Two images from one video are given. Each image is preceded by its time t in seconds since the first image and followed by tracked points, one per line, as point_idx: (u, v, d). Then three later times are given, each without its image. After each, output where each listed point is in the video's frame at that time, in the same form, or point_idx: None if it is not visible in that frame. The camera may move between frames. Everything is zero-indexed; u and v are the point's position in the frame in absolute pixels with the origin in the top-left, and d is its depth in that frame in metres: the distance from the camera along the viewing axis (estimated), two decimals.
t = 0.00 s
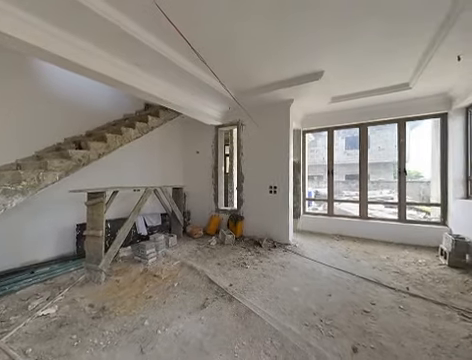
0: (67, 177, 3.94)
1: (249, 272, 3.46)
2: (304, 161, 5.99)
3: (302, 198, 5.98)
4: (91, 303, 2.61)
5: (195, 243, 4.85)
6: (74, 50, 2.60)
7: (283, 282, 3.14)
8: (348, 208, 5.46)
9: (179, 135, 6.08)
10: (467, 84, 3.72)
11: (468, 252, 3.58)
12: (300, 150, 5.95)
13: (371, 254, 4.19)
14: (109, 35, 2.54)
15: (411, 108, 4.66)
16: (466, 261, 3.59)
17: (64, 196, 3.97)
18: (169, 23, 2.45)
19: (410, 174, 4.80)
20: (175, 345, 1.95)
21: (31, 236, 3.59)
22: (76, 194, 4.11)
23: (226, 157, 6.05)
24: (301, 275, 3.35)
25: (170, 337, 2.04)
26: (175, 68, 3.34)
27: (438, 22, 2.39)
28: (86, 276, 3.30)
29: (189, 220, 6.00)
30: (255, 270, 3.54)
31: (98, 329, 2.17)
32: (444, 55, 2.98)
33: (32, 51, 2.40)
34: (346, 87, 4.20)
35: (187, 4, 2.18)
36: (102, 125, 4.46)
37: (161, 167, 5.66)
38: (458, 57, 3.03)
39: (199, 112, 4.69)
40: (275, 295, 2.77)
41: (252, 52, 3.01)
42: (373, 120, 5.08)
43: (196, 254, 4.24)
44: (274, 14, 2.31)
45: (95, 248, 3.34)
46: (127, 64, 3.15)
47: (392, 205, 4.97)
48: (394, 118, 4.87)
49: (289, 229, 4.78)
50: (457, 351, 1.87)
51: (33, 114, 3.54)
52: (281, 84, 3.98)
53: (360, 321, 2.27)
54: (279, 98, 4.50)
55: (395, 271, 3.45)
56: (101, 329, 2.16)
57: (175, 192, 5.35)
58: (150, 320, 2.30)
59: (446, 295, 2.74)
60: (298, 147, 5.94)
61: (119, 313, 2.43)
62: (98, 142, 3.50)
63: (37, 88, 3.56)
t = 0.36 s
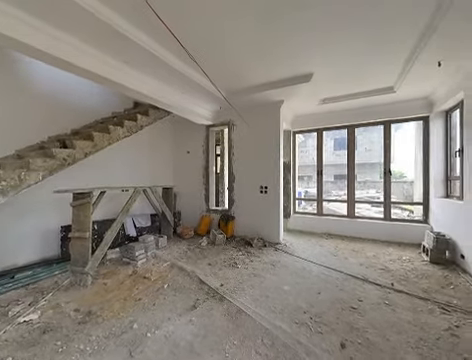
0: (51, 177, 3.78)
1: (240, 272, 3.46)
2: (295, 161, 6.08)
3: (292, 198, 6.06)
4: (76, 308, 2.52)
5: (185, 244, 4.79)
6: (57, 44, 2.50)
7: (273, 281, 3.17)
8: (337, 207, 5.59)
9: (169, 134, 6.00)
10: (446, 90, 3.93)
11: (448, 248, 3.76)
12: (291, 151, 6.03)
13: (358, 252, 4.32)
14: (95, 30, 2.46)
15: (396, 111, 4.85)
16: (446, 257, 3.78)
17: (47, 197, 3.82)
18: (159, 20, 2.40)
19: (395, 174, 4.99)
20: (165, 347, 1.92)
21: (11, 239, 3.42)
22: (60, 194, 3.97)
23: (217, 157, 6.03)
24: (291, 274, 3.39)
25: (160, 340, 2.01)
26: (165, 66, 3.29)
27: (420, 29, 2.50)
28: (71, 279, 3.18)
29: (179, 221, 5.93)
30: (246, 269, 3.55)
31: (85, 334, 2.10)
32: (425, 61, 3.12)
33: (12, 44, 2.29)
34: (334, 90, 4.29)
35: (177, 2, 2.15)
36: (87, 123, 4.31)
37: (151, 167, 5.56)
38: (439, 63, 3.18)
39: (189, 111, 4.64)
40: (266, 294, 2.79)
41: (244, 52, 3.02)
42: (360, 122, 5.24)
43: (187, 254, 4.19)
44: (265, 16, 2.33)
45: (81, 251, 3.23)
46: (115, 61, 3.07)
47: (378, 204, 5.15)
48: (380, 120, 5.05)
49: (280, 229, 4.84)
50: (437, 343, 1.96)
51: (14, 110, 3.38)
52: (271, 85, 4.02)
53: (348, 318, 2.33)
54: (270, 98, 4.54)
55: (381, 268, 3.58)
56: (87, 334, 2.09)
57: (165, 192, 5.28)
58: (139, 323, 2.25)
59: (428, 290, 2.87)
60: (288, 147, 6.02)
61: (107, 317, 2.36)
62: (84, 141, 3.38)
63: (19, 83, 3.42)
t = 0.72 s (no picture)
0: (33, 176, 3.61)
1: (231, 272, 3.46)
2: (285, 161, 6.15)
3: (283, 198, 6.13)
4: (61, 313, 2.42)
5: (176, 245, 4.73)
6: (40, 38, 2.39)
7: (264, 280, 3.19)
8: (326, 207, 5.72)
9: (159, 133, 5.91)
10: (427, 94, 4.11)
11: (430, 245, 3.94)
12: (281, 151, 6.10)
13: (346, 250, 4.43)
14: (81, 25, 2.37)
15: (381, 114, 5.03)
16: (428, 253, 3.96)
17: (29, 197, 3.65)
18: (148, 17, 2.36)
19: (381, 174, 5.18)
20: (155, 350, 1.89)
21: None
22: (44, 195, 3.81)
23: (207, 157, 6.00)
24: (281, 273, 3.43)
25: (149, 343, 1.97)
26: (155, 64, 3.23)
27: (403, 35, 2.61)
28: (55, 283, 3.05)
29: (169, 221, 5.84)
30: (237, 269, 3.56)
31: (70, 339, 2.02)
32: (409, 66, 3.26)
33: None
34: (323, 91, 4.39)
35: None
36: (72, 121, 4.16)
37: (140, 167, 5.45)
38: (421, 68, 3.33)
39: (180, 110, 4.58)
40: (257, 294, 2.81)
41: (235, 52, 3.02)
42: (348, 123, 5.38)
43: (177, 255, 4.14)
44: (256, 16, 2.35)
45: (65, 253, 3.11)
46: (102, 58, 2.99)
47: (365, 203, 5.31)
48: (366, 122, 5.21)
49: (270, 229, 4.88)
50: (420, 335, 2.06)
51: None
52: (262, 86, 4.05)
53: (337, 314, 2.39)
54: (261, 99, 4.57)
55: (367, 265, 3.69)
56: (73, 340, 2.01)
57: (154, 192, 5.19)
58: (127, 327, 2.19)
59: (411, 286, 3.00)
60: (279, 148, 6.09)
61: (93, 321, 2.29)
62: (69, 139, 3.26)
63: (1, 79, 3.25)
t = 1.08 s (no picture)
0: (14, 176, 3.45)
1: (222, 272, 3.46)
2: (276, 161, 6.21)
3: (273, 198, 6.19)
4: (45, 318, 2.32)
5: (166, 246, 4.66)
6: (21, 31, 2.28)
7: (255, 279, 3.21)
8: (315, 206, 5.83)
9: (149, 132, 5.80)
10: (410, 98, 4.29)
11: (413, 242, 4.11)
12: (272, 151, 6.15)
13: (335, 248, 4.54)
14: (66, 19, 2.29)
15: (368, 116, 5.19)
16: (411, 250, 4.13)
17: (10, 198, 3.48)
18: (137, 14, 2.30)
19: (367, 175, 5.35)
20: (144, 354, 1.85)
21: None
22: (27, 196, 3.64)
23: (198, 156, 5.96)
24: (272, 272, 3.46)
25: (139, 346, 1.93)
26: (144, 62, 3.16)
27: (389, 40, 2.70)
28: (38, 288, 2.92)
29: (159, 222, 5.75)
30: (228, 269, 3.56)
31: (54, 346, 1.94)
32: (394, 70, 3.39)
33: None
34: (313, 93, 4.47)
35: None
36: (57, 118, 4.00)
37: (128, 167, 5.32)
38: (405, 73, 3.47)
39: (170, 109, 4.52)
40: (248, 293, 2.82)
41: (226, 52, 3.02)
42: (336, 125, 5.52)
43: (167, 256, 4.08)
44: (247, 17, 2.35)
45: (49, 256, 2.99)
46: (89, 54, 2.89)
47: (352, 202, 5.47)
48: (354, 124, 5.37)
49: (261, 228, 4.91)
50: (404, 329, 2.14)
51: None
52: (253, 87, 4.07)
53: (326, 311, 2.44)
54: (252, 99, 4.59)
55: (355, 263, 3.80)
56: (57, 347, 1.93)
57: (144, 193, 5.08)
58: (116, 330, 2.14)
59: (395, 282, 3.12)
60: (270, 148, 6.14)
61: (79, 326, 2.21)
62: (53, 138, 3.12)
63: None
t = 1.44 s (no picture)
0: None
1: (213, 272, 3.44)
2: (266, 161, 6.26)
3: (264, 197, 6.23)
4: (26, 325, 2.22)
5: (156, 247, 4.58)
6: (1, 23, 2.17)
7: (246, 279, 3.23)
8: (305, 206, 5.93)
9: (138, 131, 5.68)
10: (395, 100, 4.44)
11: (398, 240, 4.27)
12: (263, 152, 6.20)
13: (324, 247, 4.64)
14: (50, 12, 2.20)
15: (355, 118, 5.35)
16: (396, 248, 4.29)
17: None
18: (126, 10, 2.25)
19: (355, 175, 5.50)
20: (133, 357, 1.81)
21: None
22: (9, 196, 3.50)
23: (189, 156, 5.90)
24: (263, 271, 3.49)
25: (127, 350, 1.88)
26: (133, 60, 3.09)
27: (375, 44, 2.80)
28: (20, 293, 2.78)
29: (149, 223, 5.64)
30: (219, 269, 3.55)
31: (36, 353, 1.86)
32: (380, 74, 3.52)
33: None
34: (303, 94, 4.54)
35: None
36: (40, 115, 3.84)
37: (116, 166, 5.19)
38: (390, 77, 3.61)
39: (160, 108, 4.45)
40: (239, 293, 2.83)
41: (217, 52, 3.00)
42: (325, 126, 5.64)
43: (157, 258, 4.01)
44: (238, 17, 2.35)
45: (32, 260, 2.86)
46: (75, 49, 2.79)
47: (341, 202, 5.61)
48: (342, 126, 5.50)
49: (252, 228, 4.93)
50: (389, 324, 2.22)
51: None
52: (245, 87, 4.08)
53: (315, 308, 2.49)
54: (243, 100, 4.61)
55: (343, 260, 3.90)
56: (40, 354, 1.85)
57: (133, 193, 4.97)
58: (103, 335, 2.08)
59: (381, 278, 3.23)
60: (261, 148, 6.18)
61: (64, 331, 2.13)
62: (35, 136, 2.98)
63: None
